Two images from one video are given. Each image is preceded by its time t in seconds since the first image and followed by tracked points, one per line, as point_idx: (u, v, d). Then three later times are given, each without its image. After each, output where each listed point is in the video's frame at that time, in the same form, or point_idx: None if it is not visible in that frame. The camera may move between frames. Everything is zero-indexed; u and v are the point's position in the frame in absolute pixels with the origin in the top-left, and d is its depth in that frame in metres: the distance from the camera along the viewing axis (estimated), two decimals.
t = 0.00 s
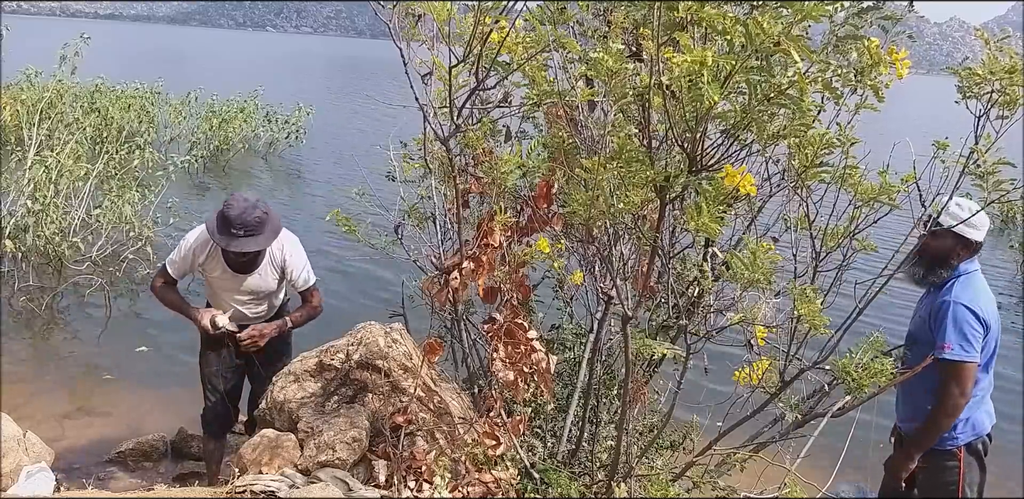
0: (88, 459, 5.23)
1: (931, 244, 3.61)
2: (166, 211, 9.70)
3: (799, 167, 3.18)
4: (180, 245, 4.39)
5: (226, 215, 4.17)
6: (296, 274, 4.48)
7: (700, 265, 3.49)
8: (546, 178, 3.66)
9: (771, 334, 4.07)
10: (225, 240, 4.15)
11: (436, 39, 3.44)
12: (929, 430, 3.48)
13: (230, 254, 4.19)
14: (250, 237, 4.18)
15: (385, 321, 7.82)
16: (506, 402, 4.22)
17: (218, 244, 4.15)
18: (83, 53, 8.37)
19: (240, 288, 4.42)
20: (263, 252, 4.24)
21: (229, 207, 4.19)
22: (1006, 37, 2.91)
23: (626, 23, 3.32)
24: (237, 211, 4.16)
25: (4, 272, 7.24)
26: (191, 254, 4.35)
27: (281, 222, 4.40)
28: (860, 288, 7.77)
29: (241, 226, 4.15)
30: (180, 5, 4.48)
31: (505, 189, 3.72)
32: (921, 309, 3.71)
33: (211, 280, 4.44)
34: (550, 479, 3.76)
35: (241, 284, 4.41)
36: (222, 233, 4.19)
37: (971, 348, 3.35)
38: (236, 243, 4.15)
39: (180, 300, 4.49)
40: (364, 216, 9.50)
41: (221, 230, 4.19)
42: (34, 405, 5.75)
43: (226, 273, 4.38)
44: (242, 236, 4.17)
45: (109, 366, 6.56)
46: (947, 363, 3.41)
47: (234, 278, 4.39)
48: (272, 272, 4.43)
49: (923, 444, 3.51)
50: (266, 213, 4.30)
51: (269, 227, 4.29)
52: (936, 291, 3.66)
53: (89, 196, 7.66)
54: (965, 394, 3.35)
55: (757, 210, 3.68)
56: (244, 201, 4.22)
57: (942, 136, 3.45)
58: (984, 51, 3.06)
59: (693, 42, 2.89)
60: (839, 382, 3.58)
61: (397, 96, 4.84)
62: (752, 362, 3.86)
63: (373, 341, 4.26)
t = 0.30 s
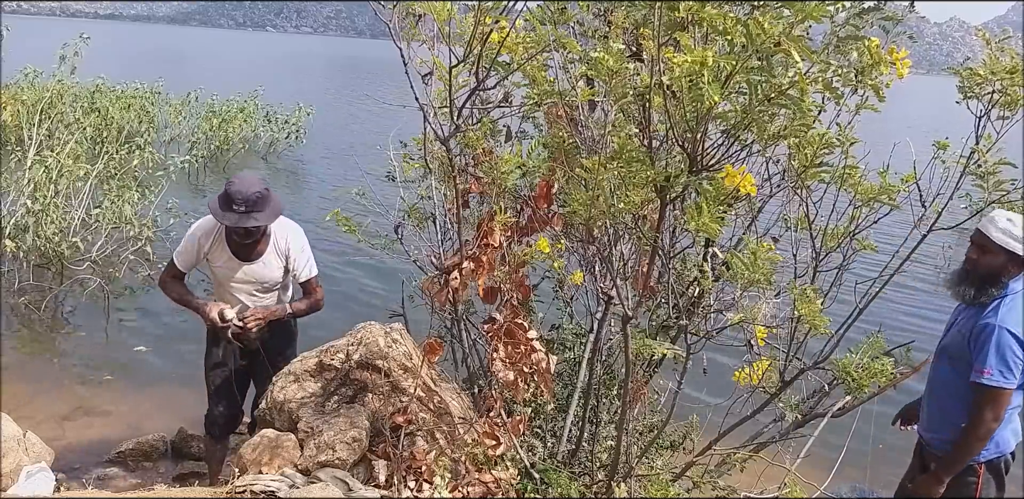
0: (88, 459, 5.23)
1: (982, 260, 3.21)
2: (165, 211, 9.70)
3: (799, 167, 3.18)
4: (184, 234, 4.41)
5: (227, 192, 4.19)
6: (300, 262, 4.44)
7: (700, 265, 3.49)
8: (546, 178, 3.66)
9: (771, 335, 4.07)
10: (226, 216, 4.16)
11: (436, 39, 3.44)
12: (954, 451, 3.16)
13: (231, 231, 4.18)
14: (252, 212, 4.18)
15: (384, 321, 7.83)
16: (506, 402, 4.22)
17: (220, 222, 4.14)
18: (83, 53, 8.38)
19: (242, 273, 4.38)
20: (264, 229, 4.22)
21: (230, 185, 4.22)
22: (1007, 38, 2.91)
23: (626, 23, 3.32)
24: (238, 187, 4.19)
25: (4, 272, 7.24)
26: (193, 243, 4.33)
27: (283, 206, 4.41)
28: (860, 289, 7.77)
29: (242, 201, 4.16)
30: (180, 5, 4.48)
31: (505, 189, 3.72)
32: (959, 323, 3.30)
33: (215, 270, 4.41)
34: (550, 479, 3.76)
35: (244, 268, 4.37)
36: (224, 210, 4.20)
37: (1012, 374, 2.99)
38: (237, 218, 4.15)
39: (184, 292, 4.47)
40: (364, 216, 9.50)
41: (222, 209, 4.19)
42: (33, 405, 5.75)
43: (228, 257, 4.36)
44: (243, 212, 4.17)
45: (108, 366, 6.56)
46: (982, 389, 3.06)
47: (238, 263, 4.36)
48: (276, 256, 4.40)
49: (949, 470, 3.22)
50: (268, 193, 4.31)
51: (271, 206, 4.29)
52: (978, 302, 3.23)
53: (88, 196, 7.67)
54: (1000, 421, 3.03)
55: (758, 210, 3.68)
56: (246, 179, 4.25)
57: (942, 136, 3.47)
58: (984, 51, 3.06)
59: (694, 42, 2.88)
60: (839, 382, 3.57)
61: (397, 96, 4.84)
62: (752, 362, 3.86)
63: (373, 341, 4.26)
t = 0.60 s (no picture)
0: (88, 459, 5.23)
1: None
2: (165, 211, 9.70)
3: (799, 166, 3.18)
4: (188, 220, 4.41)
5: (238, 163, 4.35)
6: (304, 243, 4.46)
7: (700, 265, 3.49)
8: (546, 178, 3.67)
9: (771, 335, 4.07)
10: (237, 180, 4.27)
11: (436, 39, 3.45)
12: (970, 472, 3.08)
13: (242, 194, 4.25)
14: (265, 182, 4.29)
15: (385, 321, 7.83)
16: (506, 402, 4.22)
17: (234, 189, 4.22)
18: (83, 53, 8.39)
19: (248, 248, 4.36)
20: (274, 196, 4.31)
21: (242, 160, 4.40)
22: (1007, 36, 2.89)
23: (626, 22, 3.32)
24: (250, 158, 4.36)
25: (4, 272, 7.25)
26: (202, 224, 4.36)
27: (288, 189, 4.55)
28: (861, 288, 7.77)
29: (254, 167, 4.30)
30: (180, 6, 4.47)
31: (505, 189, 3.72)
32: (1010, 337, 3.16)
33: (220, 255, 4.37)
34: (550, 479, 3.77)
35: (250, 242, 4.36)
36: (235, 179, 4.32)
37: None
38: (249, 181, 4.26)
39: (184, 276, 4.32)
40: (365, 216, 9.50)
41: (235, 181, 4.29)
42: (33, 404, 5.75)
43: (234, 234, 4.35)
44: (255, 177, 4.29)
45: (108, 365, 6.57)
46: None
47: (246, 245, 4.36)
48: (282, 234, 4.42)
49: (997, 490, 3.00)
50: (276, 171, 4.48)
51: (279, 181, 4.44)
52: (1023, 317, 3.08)
53: (88, 196, 7.67)
54: None
55: (758, 210, 3.68)
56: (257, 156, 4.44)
57: (941, 136, 3.47)
58: (983, 50, 3.05)
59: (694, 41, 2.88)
60: (838, 382, 3.57)
61: (398, 96, 4.84)
62: (751, 362, 3.85)
63: (373, 341, 4.26)
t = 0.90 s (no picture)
0: (88, 459, 5.22)
1: None
2: (166, 211, 9.71)
3: (799, 166, 3.17)
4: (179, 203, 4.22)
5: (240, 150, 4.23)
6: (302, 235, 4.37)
7: (700, 265, 3.49)
8: (546, 178, 3.67)
9: (771, 334, 4.06)
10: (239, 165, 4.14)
11: (436, 39, 3.45)
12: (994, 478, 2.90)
13: (243, 180, 4.12)
14: (267, 168, 4.19)
15: (385, 321, 7.83)
16: (506, 402, 4.22)
17: (236, 174, 4.10)
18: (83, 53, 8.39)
19: (244, 237, 4.21)
20: (277, 184, 4.20)
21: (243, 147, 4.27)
22: (1007, 36, 2.90)
23: (626, 22, 3.32)
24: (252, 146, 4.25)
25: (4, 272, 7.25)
26: (198, 209, 4.20)
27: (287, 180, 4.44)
28: (861, 288, 7.77)
29: (257, 154, 4.19)
30: (180, 5, 4.46)
31: (505, 189, 3.72)
32: None
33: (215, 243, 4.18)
34: (550, 479, 3.77)
35: (247, 231, 4.21)
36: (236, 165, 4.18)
37: None
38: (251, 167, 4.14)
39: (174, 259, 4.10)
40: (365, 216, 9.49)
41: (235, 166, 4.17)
42: (32, 405, 5.74)
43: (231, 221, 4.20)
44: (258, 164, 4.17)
45: (107, 365, 6.57)
46: None
47: (244, 233, 4.22)
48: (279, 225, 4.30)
49: None
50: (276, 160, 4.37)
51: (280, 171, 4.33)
52: None
53: (88, 196, 7.68)
54: None
55: (758, 209, 3.68)
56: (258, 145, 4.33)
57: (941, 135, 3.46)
58: (983, 50, 3.05)
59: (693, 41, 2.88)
60: (839, 382, 3.57)
61: (398, 96, 4.83)
62: (752, 362, 3.85)
63: (373, 341, 4.26)
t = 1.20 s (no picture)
0: (88, 459, 5.22)
1: None
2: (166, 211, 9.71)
3: (799, 166, 3.17)
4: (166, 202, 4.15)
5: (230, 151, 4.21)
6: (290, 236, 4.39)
7: (700, 265, 3.48)
8: (546, 178, 3.67)
9: (771, 335, 4.06)
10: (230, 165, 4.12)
11: (436, 39, 3.45)
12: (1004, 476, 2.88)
13: (235, 179, 4.10)
14: (258, 169, 4.19)
15: (384, 321, 7.82)
16: (506, 402, 4.22)
17: (227, 174, 4.08)
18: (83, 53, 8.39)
19: (233, 237, 4.18)
20: (267, 185, 4.20)
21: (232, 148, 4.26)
22: (1007, 36, 2.90)
23: (626, 22, 3.31)
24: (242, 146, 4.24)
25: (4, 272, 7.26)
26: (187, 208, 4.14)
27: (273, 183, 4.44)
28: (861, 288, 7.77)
29: (248, 154, 4.19)
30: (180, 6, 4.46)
31: (505, 188, 3.72)
32: None
33: (205, 244, 4.14)
34: (550, 479, 3.77)
35: (236, 231, 4.19)
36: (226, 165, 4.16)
37: None
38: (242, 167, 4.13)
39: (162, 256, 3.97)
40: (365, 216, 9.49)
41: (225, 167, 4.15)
42: (32, 405, 5.74)
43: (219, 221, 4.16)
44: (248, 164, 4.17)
45: (107, 366, 6.57)
46: None
47: (234, 233, 4.18)
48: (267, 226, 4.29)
49: None
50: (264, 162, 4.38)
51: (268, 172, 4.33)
52: None
53: (88, 196, 7.68)
54: None
55: (758, 209, 3.67)
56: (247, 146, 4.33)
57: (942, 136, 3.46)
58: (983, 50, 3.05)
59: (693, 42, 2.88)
60: (838, 382, 3.57)
61: (397, 96, 4.83)
62: (752, 362, 3.84)
63: (373, 341, 4.26)
